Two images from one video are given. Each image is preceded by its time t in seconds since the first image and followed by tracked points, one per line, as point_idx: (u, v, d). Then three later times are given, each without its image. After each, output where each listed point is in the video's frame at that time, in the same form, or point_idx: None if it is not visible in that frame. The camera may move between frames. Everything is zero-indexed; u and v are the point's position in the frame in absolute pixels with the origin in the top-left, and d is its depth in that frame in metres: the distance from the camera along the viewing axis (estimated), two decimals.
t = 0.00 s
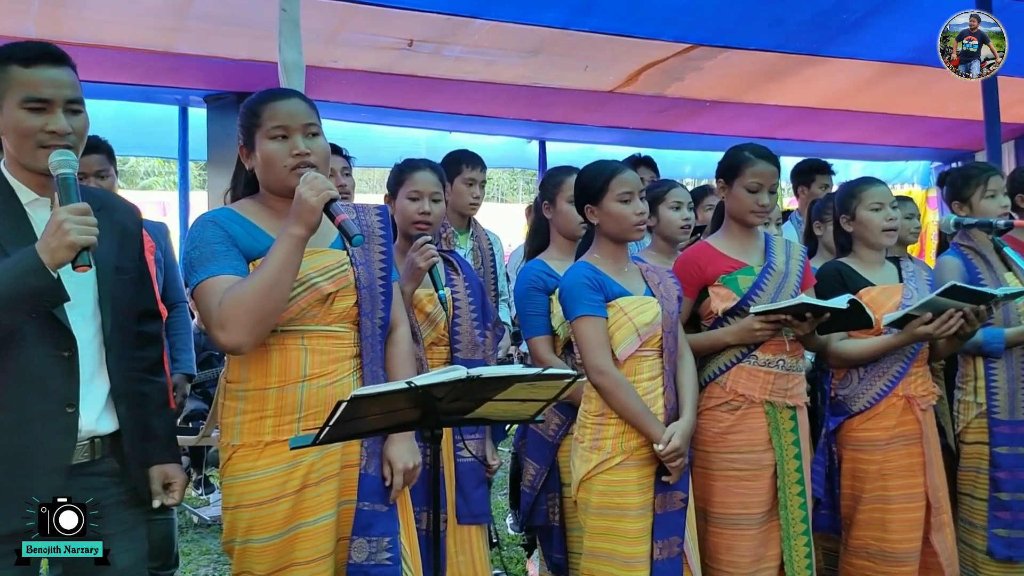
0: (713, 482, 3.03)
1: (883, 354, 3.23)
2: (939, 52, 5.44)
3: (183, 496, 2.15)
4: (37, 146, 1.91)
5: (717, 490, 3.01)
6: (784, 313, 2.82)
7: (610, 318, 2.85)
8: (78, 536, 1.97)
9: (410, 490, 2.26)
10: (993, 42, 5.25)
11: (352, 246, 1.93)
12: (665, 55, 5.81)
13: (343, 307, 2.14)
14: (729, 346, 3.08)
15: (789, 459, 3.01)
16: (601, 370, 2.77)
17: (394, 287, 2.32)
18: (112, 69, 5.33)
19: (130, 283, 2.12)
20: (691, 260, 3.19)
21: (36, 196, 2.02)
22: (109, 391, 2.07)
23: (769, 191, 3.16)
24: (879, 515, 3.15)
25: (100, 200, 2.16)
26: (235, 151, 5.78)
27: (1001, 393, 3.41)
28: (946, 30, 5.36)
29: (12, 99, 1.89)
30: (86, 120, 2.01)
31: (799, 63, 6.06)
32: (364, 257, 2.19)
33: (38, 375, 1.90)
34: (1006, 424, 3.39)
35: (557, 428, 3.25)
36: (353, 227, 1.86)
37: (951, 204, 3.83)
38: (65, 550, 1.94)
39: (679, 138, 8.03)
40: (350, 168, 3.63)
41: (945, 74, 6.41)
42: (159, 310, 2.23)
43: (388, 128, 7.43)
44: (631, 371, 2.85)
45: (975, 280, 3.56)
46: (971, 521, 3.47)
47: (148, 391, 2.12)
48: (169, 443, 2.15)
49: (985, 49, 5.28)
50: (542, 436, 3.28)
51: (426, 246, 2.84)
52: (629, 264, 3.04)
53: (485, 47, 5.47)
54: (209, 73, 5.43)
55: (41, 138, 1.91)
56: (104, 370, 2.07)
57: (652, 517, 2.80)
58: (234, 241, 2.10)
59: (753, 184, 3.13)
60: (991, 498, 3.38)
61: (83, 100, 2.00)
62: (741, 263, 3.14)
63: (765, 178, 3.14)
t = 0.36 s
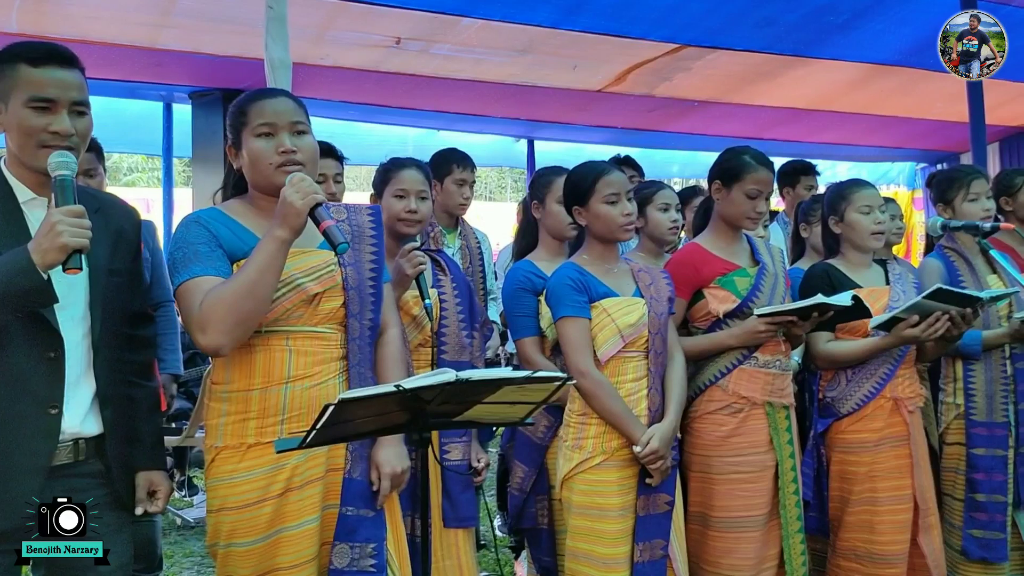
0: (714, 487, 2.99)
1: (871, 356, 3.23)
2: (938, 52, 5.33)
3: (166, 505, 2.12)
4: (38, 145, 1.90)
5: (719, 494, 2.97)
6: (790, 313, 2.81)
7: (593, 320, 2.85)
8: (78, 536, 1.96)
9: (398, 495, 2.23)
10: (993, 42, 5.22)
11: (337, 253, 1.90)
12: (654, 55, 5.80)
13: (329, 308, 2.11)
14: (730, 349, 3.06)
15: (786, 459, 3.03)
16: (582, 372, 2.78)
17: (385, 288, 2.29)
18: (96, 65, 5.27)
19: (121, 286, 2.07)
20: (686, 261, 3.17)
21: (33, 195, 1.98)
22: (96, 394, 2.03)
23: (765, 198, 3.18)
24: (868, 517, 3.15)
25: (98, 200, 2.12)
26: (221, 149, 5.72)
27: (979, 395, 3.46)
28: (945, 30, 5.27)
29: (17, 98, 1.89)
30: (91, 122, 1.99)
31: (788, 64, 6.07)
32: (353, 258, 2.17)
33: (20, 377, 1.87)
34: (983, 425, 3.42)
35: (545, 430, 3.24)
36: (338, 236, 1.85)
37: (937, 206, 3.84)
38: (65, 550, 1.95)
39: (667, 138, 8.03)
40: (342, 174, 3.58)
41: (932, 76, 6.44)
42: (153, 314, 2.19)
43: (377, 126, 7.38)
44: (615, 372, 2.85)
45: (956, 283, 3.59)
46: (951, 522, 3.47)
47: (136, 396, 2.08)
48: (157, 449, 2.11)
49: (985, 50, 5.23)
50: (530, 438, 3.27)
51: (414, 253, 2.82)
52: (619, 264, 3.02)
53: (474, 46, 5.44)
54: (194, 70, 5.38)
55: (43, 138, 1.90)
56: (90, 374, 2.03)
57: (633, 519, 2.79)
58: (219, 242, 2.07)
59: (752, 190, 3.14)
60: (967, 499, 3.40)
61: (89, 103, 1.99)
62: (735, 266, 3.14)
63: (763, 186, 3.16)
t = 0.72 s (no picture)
0: (707, 487, 2.97)
1: (859, 357, 3.23)
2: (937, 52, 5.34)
3: (151, 511, 2.05)
4: (39, 140, 1.86)
5: (712, 494, 2.95)
6: (780, 310, 2.80)
7: (579, 320, 2.83)
8: (78, 536, 1.93)
9: (383, 498, 2.19)
10: (993, 42, 5.28)
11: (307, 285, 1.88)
12: (643, 55, 5.79)
13: (311, 310, 2.06)
14: (721, 350, 3.04)
15: (778, 458, 3.02)
16: (566, 372, 2.78)
17: (376, 288, 2.25)
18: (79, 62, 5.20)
19: (110, 291, 2.03)
20: (675, 262, 3.15)
21: (23, 195, 1.94)
22: (80, 397, 1.98)
23: (756, 201, 3.16)
24: (857, 517, 3.15)
25: (91, 201, 2.07)
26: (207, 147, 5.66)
27: (962, 394, 3.47)
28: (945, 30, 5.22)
29: (20, 91, 1.85)
30: (91, 123, 1.96)
31: (776, 65, 6.07)
32: (340, 260, 2.12)
33: (5, 378, 1.83)
34: (966, 425, 3.43)
35: (534, 430, 3.21)
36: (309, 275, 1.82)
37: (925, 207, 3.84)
38: (65, 550, 1.92)
39: (657, 138, 8.02)
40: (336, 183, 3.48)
41: (919, 78, 6.46)
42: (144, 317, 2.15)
43: (365, 125, 7.34)
44: (599, 372, 2.84)
45: (940, 281, 3.58)
46: (934, 522, 3.48)
47: (127, 400, 2.04)
48: (145, 454, 2.06)
49: (985, 49, 5.29)
50: (519, 439, 3.23)
51: (404, 258, 2.80)
52: (609, 265, 3.00)
53: (462, 44, 5.41)
54: (179, 67, 5.32)
55: (45, 133, 1.86)
56: (75, 376, 1.98)
57: (618, 519, 2.76)
58: (198, 243, 2.02)
59: (743, 193, 3.12)
60: (950, 498, 3.41)
61: (90, 102, 1.96)
62: (724, 266, 3.13)
63: (755, 189, 3.13)
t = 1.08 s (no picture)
0: (692, 487, 2.97)
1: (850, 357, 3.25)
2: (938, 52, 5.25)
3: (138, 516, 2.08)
4: (29, 142, 1.84)
5: (697, 494, 2.95)
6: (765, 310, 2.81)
7: (572, 320, 2.83)
8: (77, 536, 1.93)
9: (372, 499, 2.19)
10: (993, 42, 5.30)
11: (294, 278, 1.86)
12: (635, 55, 5.79)
13: (301, 311, 2.05)
14: (707, 347, 3.06)
15: (764, 460, 3.02)
16: (560, 371, 2.77)
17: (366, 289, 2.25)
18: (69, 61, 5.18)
19: (99, 293, 2.04)
20: (662, 263, 3.17)
21: (11, 195, 1.92)
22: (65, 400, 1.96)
23: (744, 203, 3.15)
24: (848, 517, 3.16)
25: (79, 203, 2.07)
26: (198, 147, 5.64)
27: (953, 394, 3.48)
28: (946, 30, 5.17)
29: (11, 93, 1.84)
30: (80, 124, 1.95)
31: (768, 65, 6.09)
32: (331, 260, 2.12)
33: None
34: (957, 424, 3.44)
35: (524, 431, 3.21)
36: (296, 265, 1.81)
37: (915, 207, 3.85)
38: (65, 550, 1.92)
39: (649, 139, 8.03)
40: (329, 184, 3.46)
41: (910, 78, 6.49)
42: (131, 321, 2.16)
43: (357, 125, 7.33)
44: (592, 372, 2.83)
45: (928, 280, 3.60)
46: (928, 520, 3.49)
47: (113, 403, 2.05)
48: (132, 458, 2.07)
49: (985, 49, 5.29)
50: (510, 440, 3.24)
51: (399, 255, 2.84)
52: (599, 265, 3.01)
53: (455, 44, 5.40)
54: (169, 67, 5.30)
55: (36, 136, 1.85)
56: (61, 377, 1.97)
57: (611, 518, 2.77)
58: (189, 242, 2.01)
59: (731, 194, 3.11)
60: (943, 497, 3.42)
61: (80, 104, 1.95)
62: (711, 266, 3.14)
63: (743, 191, 3.12)
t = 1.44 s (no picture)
0: (685, 485, 2.97)
1: (842, 356, 3.25)
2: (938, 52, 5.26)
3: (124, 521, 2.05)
4: (17, 147, 1.84)
5: (689, 492, 2.95)
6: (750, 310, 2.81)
7: (566, 320, 2.83)
8: (78, 536, 1.90)
9: (369, 495, 2.20)
10: (994, 43, 5.42)
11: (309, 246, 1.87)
12: (629, 55, 5.80)
13: (300, 310, 2.05)
14: (700, 343, 3.07)
15: (757, 458, 3.02)
16: (553, 371, 2.77)
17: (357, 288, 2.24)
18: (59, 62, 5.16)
19: (87, 295, 2.02)
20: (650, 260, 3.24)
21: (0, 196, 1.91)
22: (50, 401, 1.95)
23: (733, 210, 3.20)
24: (841, 516, 3.16)
25: (68, 205, 2.07)
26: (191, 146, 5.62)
27: (954, 394, 3.47)
28: (947, 29, 5.20)
29: None
30: (69, 128, 1.95)
31: (762, 66, 6.10)
32: (327, 259, 2.11)
33: None
34: (957, 424, 3.44)
35: (520, 431, 3.21)
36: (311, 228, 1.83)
37: (912, 207, 3.84)
38: (65, 551, 1.89)
39: (644, 139, 8.04)
40: (322, 184, 3.45)
41: (904, 78, 6.50)
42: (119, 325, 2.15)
43: (351, 125, 7.32)
44: (584, 371, 2.83)
45: (927, 281, 3.60)
46: (927, 521, 3.48)
47: (101, 408, 2.05)
48: (118, 461, 2.06)
49: (986, 49, 5.39)
50: (506, 440, 3.23)
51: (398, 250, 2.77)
52: (591, 263, 3.01)
53: (448, 45, 5.40)
54: (162, 67, 5.29)
55: (22, 139, 1.84)
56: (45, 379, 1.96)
57: (604, 517, 2.77)
58: (193, 236, 2.00)
59: (720, 201, 3.16)
60: (945, 497, 3.42)
61: (69, 107, 1.95)
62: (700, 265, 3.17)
63: (732, 198, 3.17)
